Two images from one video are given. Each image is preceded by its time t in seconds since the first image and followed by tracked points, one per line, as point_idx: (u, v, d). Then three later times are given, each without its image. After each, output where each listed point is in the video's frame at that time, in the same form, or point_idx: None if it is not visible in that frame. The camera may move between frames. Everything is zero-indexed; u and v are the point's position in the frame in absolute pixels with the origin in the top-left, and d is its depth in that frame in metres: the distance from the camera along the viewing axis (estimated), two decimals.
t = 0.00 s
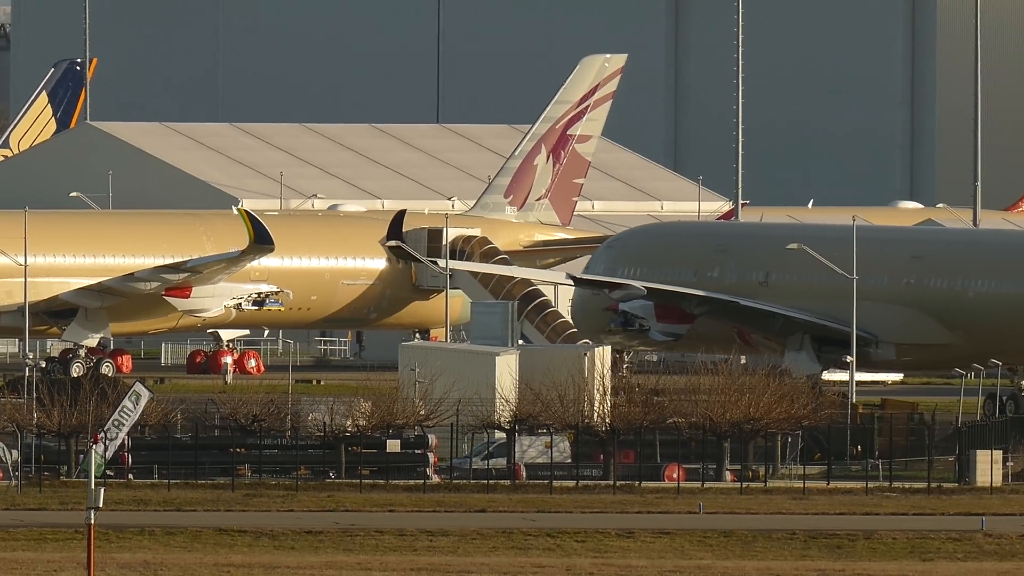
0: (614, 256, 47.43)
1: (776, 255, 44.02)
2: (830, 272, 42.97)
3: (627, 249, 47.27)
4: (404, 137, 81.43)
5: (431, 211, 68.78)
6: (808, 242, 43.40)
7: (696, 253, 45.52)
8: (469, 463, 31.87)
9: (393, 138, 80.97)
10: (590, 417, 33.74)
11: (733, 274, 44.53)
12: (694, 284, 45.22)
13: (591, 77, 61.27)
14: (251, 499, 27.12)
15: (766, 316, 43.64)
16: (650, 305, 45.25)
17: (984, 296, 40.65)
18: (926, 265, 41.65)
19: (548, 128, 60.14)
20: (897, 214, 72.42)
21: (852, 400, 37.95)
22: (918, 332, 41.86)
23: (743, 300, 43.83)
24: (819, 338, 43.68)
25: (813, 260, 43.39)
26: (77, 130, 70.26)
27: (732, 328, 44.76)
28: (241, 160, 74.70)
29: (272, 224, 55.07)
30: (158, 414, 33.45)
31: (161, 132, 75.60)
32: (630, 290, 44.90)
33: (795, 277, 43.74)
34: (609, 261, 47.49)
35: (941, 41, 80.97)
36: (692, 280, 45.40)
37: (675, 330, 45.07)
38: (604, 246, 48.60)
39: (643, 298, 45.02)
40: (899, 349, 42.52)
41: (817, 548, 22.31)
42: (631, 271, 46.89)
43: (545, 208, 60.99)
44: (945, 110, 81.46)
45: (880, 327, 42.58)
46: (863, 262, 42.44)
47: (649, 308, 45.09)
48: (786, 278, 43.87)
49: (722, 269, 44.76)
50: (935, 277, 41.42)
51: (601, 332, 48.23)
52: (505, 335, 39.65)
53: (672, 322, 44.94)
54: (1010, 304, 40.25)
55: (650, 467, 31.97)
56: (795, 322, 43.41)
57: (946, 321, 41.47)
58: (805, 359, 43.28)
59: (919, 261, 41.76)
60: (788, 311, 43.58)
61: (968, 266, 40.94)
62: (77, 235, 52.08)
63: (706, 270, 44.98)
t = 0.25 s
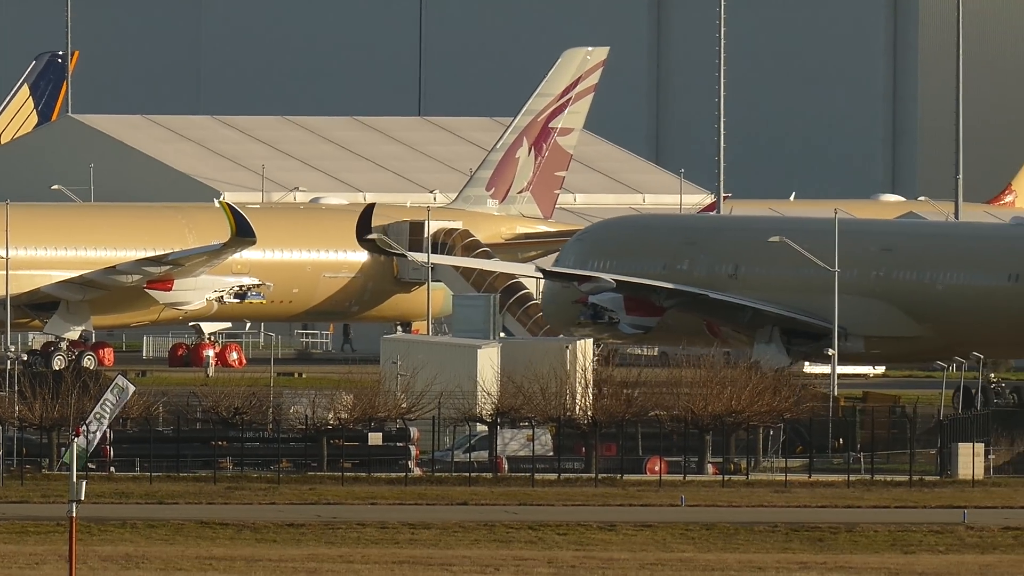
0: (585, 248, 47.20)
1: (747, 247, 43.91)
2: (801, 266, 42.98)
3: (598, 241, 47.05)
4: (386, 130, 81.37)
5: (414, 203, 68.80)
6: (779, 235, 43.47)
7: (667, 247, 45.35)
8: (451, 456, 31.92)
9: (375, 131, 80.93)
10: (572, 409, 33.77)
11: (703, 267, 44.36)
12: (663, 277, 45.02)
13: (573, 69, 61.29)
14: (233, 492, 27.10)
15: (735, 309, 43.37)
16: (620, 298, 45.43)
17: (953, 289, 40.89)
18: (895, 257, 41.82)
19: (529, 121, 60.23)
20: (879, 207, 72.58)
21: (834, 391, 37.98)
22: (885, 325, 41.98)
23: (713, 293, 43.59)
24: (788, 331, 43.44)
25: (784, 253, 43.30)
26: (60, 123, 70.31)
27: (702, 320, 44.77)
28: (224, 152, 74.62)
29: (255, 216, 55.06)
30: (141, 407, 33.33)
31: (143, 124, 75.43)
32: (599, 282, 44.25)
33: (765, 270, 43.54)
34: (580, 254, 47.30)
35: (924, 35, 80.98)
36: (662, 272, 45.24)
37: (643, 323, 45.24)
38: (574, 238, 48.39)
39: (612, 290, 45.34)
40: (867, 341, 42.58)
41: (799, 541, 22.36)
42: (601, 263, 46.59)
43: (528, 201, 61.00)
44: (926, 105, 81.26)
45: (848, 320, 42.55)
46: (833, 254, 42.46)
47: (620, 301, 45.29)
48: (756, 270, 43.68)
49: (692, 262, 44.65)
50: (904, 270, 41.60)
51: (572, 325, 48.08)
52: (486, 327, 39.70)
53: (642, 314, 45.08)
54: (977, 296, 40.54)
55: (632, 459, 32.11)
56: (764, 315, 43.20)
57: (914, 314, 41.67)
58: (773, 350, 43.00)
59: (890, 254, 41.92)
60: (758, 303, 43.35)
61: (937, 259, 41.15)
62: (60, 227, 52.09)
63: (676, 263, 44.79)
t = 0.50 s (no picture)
0: (563, 244, 46.77)
1: (725, 242, 43.95)
2: (779, 262, 43.30)
3: (576, 236, 46.70)
4: (377, 126, 81.35)
5: (403, 199, 68.79)
6: (757, 230, 43.51)
7: (642, 241, 45.26)
8: (441, 452, 31.91)
9: (365, 127, 80.89)
10: (562, 405, 33.72)
11: (681, 263, 44.37)
12: (641, 272, 45.02)
13: (563, 65, 61.31)
14: (224, 488, 27.10)
15: (712, 304, 43.68)
16: (597, 293, 45.26)
17: (930, 284, 41.06)
18: (872, 252, 42.01)
19: (520, 117, 60.13)
20: (869, 203, 72.68)
21: (825, 387, 37.98)
22: (862, 319, 42.28)
23: (690, 289, 43.78)
24: (765, 326, 43.83)
25: (762, 249, 43.55)
26: (49, 119, 70.10)
27: (680, 316, 45.01)
28: (213, 148, 74.54)
29: (246, 212, 55.16)
30: (130, 403, 33.36)
31: (133, 120, 75.34)
32: (577, 277, 44.62)
33: (743, 266, 43.75)
34: (558, 249, 46.82)
35: (914, 31, 81.42)
36: (640, 268, 45.18)
37: (620, 318, 45.02)
38: (551, 233, 47.95)
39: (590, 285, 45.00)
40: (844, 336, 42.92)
41: (790, 537, 22.38)
42: (580, 259, 46.31)
43: (518, 197, 61.03)
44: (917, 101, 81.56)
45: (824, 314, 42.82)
46: (812, 249, 42.61)
47: (597, 295, 45.10)
48: (734, 266, 43.83)
49: (670, 258, 44.60)
50: (881, 265, 41.78)
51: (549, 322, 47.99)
52: (476, 323, 39.74)
53: (619, 310, 44.89)
54: (956, 291, 40.75)
55: (622, 455, 32.34)
56: (741, 310, 43.51)
57: (891, 309, 41.85)
58: (751, 345, 43.33)
59: (866, 249, 42.10)
60: (735, 299, 43.57)
61: (915, 254, 41.30)
62: (51, 223, 52.19)
63: (654, 259, 44.76)
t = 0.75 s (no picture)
0: (546, 242, 46.91)
1: (708, 240, 44.08)
2: (763, 261, 43.34)
3: (559, 235, 46.81)
4: (373, 124, 81.31)
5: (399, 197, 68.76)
6: (740, 229, 43.58)
7: (626, 239, 45.45)
8: (438, 451, 31.81)
9: (361, 125, 80.86)
10: (558, 403, 33.67)
11: (665, 261, 44.54)
12: (625, 270, 45.21)
13: (558, 64, 61.25)
14: (220, 486, 27.05)
15: (695, 302, 43.76)
16: (580, 291, 45.68)
17: (914, 282, 40.88)
18: (856, 250, 41.82)
19: (515, 115, 60.11)
20: (866, 201, 72.68)
21: (821, 385, 37.99)
22: (847, 317, 42.25)
23: (673, 287, 43.97)
24: (750, 324, 43.79)
25: (746, 247, 43.60)
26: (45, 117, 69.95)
27: (663, 315, 45.08)
28: (209, 147, 74.47)
29: (242, 210, 55.12)
30: (126, 400, 33.31)
31: (130, 118, 75.30)
32: (561, 275, 45.02)
33: (726, 263, 43.83)
34: (542, 248, 46.99)
35: (908, 29, 80.87)
36: (623, 266, 45.37)
37: (604, 316, 45.40)
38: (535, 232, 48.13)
39: (573, 283, 45.42)
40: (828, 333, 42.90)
41: (786, 536, 22.37)
42: (563, 257, 46.46)
43: (513, 194, 61.04)
44: (912, 99, 81.33)
45: (809, 313, 42.78)
46: (793, 247, 42.69)
47: (580, 294, 45.53)
48: (716, 263, 43.96)
49: (654, 256, 44.81)
50: (864, 263, 41.64)
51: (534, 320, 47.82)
52: (472, 321, 39.72)
53: (603, 308, 45.24)
54: (941, 290, 40.53)
55: (618, 454, 32.24)
56: (725, 308, 43.50)
57: (874, 307, 41.76)
58: (735, 342, 43.24)
59: (849, 247, 41.92)
60: (719, 297, 43.66)
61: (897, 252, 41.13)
62: (47, 222, 52.19)
63: (637, 256, 44.97)
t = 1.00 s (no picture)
0: (532, 242, 47.10)
1: (693, 239, 44.12)
2: (748, 259, 43.31)
3: (546, 234, 47.00)
4: (371, 124, 81.28)
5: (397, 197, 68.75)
6: (726, 228, 43.61)
7: (612, 238, 45.57)
8: (436, 450, 31.80)
9: (358, 124, 80.83)
10: (556, 403, 33.70)
11: (650, 260, 44.64)
12: (610, 270, 45.32)
13: (557, 63, 61.29)
14: (218, 486, 27.06)
15: (681, 301, 43.86)
16: (566, 291, 45.85)
17: (899, 281, 40.89)
18: (841, 250, 41.73)
19: (514, 114, 60.11)
20: (864, 200, 72.68)
21: (819, 383, 38.05)
22: (833, 317, 42.15)
23: (659, 286, 44.07)
24: (735, 322, 43.88)
25: (731, 246, 43.57)
26: (43, 116, 69.97)
27: (649, 313, 45.18)
28: (208, 146, 74.46)
29: (240, 209, 55.06)
30: (125, 400, 33.37)
31: (128, 118, 75.30)
32: (546, 274, 44.95)
33: (711, 263, 43.81)
34: (528, 247, 47.20)
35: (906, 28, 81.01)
36: (609, 265, 45.47)
37: (590, 316, 45.67)
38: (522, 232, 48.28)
39: (559, 282, 45.41)
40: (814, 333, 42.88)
41: (784, 535, 22.38)
42: (550, 256, 46.61)
43: (511, 194, 60.95)
44: (910, 97, 81.48)
45: (795, 312, 42.91)
46: (775, 247, 42.81)
47: (566, 294, 45.72)
48: (701, 263, 44.01)
49: (639, 255, 44.88)
50: (849, 262, 41.58)
51: (519, 318, 48.27)
52: (470, 320, 39.71)
53: (587, 308, 45.47)
54: (926, 289, 40.53)
55: (616, 453, 32.20)
56: (711, 307, 43.56)
57: (859, 307, 41.70)
58: (720, 341, 43.35)
59: (834, 246, 41.87)
60: (705, 296, 43.69)
61: (883, 252, 41.13)
62: (45, 221, 52.21)
63: (623, 256, 45.07)
